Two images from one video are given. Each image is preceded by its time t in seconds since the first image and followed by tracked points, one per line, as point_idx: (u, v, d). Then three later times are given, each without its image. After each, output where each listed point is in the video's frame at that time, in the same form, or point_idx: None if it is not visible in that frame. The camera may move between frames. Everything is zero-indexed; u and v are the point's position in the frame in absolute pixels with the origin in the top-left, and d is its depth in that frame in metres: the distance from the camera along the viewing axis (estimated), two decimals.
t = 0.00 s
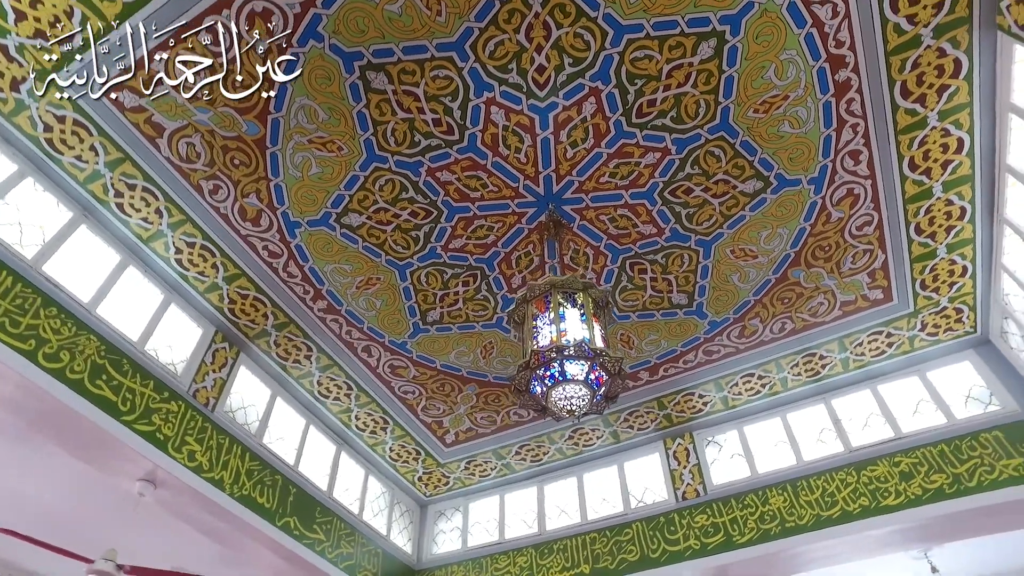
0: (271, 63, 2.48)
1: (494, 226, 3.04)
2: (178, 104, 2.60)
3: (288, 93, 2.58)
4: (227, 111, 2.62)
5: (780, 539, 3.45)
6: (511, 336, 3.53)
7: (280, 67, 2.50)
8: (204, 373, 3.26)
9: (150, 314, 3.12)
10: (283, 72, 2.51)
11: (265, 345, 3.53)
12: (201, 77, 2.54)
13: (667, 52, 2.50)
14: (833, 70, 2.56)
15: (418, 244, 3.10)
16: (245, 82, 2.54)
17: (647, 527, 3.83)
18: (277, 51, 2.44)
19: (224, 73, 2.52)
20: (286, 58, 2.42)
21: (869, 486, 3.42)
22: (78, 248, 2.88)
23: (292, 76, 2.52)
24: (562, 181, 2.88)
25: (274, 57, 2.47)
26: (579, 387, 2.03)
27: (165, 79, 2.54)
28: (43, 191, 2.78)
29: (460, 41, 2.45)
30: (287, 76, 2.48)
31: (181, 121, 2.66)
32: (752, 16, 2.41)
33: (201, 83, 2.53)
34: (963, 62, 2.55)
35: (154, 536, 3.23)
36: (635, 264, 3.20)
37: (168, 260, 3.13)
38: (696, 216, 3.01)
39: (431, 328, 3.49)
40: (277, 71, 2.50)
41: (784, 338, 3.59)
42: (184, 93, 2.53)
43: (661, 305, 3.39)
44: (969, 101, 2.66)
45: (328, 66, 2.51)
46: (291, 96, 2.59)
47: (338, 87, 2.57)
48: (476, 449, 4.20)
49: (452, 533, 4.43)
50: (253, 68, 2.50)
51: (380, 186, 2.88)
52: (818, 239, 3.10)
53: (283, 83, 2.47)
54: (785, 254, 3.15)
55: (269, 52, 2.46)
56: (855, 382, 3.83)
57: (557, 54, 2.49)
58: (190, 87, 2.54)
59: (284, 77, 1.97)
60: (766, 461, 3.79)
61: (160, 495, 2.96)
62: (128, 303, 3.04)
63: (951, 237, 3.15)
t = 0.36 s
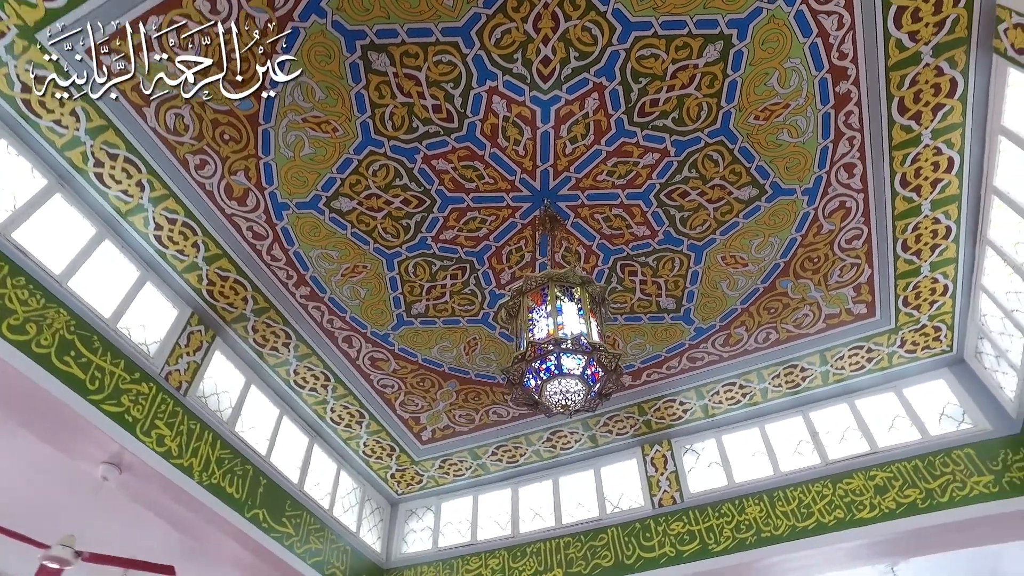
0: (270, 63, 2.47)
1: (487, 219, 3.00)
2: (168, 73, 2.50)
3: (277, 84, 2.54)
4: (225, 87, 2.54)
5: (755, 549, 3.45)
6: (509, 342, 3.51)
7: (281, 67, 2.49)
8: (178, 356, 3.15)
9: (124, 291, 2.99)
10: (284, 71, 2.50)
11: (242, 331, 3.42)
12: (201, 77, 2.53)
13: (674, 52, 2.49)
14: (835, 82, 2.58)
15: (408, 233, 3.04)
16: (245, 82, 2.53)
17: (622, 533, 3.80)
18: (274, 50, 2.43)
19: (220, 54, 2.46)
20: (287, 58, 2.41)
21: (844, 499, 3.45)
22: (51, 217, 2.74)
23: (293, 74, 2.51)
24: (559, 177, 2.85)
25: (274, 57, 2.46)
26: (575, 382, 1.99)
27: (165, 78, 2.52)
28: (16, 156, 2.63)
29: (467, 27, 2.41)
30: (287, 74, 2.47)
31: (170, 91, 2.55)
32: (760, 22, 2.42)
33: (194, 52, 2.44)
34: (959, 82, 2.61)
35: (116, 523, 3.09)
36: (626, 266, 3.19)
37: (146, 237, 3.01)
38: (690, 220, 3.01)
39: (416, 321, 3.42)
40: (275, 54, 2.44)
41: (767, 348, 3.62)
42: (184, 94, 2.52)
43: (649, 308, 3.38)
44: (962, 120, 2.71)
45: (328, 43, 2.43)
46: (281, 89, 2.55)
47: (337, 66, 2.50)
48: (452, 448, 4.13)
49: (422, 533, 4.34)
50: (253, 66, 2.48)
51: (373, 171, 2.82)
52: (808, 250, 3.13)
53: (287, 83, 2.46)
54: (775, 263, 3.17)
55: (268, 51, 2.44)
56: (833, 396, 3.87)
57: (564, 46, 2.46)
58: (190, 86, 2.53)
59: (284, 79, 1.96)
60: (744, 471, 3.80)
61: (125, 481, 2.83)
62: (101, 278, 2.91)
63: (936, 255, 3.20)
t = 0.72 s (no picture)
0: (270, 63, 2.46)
1: (484, 217, 2.96)
2: (165, 47, 2.42)
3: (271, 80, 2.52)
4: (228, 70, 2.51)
5: (733, 562, 3.45)
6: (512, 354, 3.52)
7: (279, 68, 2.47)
8: (155, 341, 3.04)
9: (103, 272, 2.88)
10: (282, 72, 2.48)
11: (224, 320, 3.31)
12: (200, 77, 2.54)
13: (683, 59, 2.49)
14: (838, 99, 2.62)
15: (403, 227, 2.99)
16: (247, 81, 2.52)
17: (600, 542, 3.77)
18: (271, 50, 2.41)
19: (220, 30, 2.39)
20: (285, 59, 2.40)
21: (822, 515, 3.47)
22: (31, 190, 2.62)
23: (290, 75, 2.49)
24: (559, 178, 2.83)
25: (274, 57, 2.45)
26: (575, 383, 1.95)
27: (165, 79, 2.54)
28: None
29: (478, 19, 2.38)
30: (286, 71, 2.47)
31: (167, 65, 2.47)
32: (769, 34, 2.43)
33: (195, 26, 2.37)
34: (955, 107, 2.66)
35: (79, 512, 2.96)
36: (619, 271, 3.18)
37: (129, 216, 2.89)
38: (687, 229, 3.01)
39: (404, 317, 3.36)
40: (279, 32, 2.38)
41: (753, 362, 3.63)
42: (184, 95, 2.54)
43: (639, 316, 3.37)
44: (956, 145, 2.77)
45: (335, 26, 2.38)
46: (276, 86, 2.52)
47: (342, 50, 2.45)
48: (431, 449, 4.06)
49: (395, 536, 4.25)
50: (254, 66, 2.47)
51: (371, 160, 2.76)
52: (800, 265, 3.15)
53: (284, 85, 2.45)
54: (766, 277, 3.19)
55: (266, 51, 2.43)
56: (814, 413, 3.90)
57: (574, 45, 2.45)
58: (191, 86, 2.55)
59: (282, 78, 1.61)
60: (723, 483, 3.81)
61: (93, 469, 2.71)
62: (80, 256, 2.80)
63: (922, 277, 3.25)
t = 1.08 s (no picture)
0: (270, 63, 2.47)
1: (481, 215, 2.94)
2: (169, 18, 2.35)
3: (270, 81, 2.53)
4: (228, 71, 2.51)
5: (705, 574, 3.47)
6: (500, 357, 3.51)
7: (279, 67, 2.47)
8: (133, 323, 2.95)
9: (84, 247, 2.77)
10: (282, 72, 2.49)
11: (205, 305, 3.22)
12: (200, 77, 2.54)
13: (691, 71, 2.52)
14: (837, 121, 2.68)
15: (398, 220, 2.95)
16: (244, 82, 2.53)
17: (573, 550, 3.75)
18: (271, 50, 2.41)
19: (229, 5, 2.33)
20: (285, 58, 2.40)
21: (794, 531, 3.52)
22: (14, 157, 2.50)
23: (290, 76, 2.50)
24: (560, 181, 2.83)
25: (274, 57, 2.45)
26: (575, 383, 1.94)
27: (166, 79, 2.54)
28: None
29: (492, 15, 2.37)
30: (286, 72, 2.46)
31: (169, 38, 2.40)
32: (776, 53, 2.48)
33: None
34: (947, 137, 2.75)
35: (41, 496, 2.83)
36: (611, 279, 3.19)
37: (115, 192, 2.79)
38: (681, 240, 3.04)
39: (391, 313, 3.31)
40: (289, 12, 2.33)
41: (734, 377, 3.68)
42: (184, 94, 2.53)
43: (628, 324, 3.38)
44: (945, 174, 2.86)
45: (346, 12, 2.34)
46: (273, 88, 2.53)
47: (352, 37, 2.41)
48: (407, 449, 4.00)
49: (364, 536, 4.16)
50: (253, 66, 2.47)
51: (371, 151, 2.72)
52: (787, 283, 3.21)
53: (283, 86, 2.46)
54: (754, 292, 3.24)
55: (266, 51, 2.43)
56: (789, 431, 3.96)
57: (586, 49, 2.46)
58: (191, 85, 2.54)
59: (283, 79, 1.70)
60: (698, 496, 3.83)
61: (60, 451, 2.61)
62: (60, 229, 2.68)
63: (903, 301, 3.33)
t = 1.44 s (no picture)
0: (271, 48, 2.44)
1: (474, 212, 2.92)
2: None
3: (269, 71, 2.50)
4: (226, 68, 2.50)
5: None
6: (480, 357, 3.48)
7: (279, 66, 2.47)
8: (107, 299, 2.85)
9: (61, 217, 2.66)
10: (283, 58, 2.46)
11: (183, 286, 3.13)
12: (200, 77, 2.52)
13: (695, 83, 2.56)
14: (830, 143, 2.74)
15: (390, 211, 2.91)
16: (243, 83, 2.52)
17: (542, 556, 3.73)
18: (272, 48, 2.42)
19: None
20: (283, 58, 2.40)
21: (762, 546, 3.57)
22: None
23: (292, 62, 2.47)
24: (556, 183, 2.83)
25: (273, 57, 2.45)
26: (569, 383, 1.92)
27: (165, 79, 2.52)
28: None
29: (503, 11, 2.36)
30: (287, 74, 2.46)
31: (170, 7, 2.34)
32: (778, 72, 2.53)
33: None
34: (932, 167, 2.83)
35: None
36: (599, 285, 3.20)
37: (98, 162, 2.69)
38: (671, 251, 3.07)
39: (375, 306, 3.26)
40: None
41: (711, 390, 3.71)
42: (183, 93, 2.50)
43: (612, 332, 3.39)
44: (928, 203, 2.94)
45: None
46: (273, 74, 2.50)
47: (360, 23, 2.37)
48: (380, 446, 3.94)
49: (329, 533, 4.07)
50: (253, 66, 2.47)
51: (369, 139, 2.68)
52: (771, 299, 3.26)
53: (285, 84, 2.44)
54: (738, 307, 3.29)
55: (268, 36, 2.40)
56: (760, 447, 4.01)
57: (594, 53, 2.47)
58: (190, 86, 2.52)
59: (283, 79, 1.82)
60: (669, 507, 3.85)
61: (23, 428, 2.50)
62: (38, 197, 2.58)
63: (879, 325, 3.41)
